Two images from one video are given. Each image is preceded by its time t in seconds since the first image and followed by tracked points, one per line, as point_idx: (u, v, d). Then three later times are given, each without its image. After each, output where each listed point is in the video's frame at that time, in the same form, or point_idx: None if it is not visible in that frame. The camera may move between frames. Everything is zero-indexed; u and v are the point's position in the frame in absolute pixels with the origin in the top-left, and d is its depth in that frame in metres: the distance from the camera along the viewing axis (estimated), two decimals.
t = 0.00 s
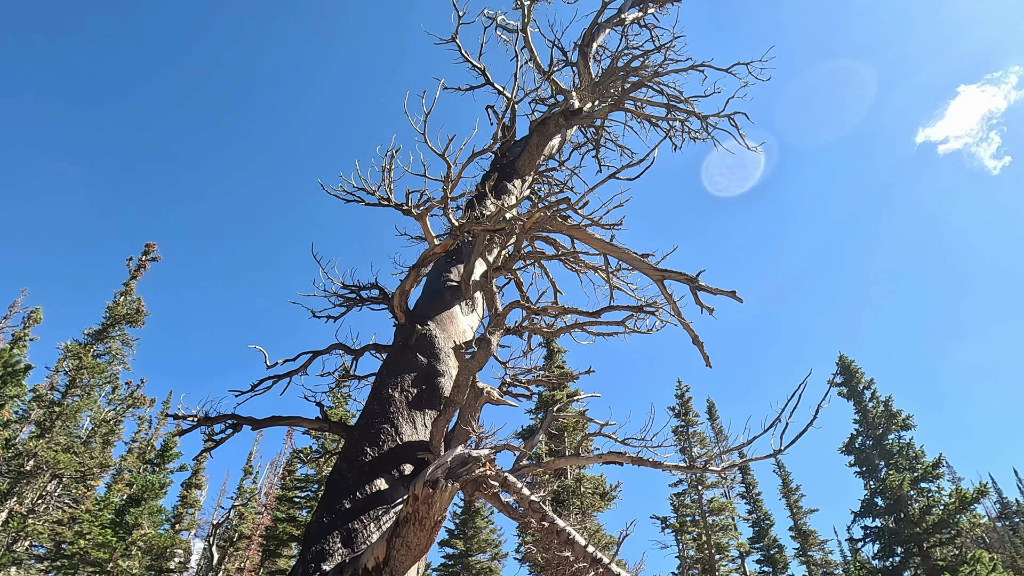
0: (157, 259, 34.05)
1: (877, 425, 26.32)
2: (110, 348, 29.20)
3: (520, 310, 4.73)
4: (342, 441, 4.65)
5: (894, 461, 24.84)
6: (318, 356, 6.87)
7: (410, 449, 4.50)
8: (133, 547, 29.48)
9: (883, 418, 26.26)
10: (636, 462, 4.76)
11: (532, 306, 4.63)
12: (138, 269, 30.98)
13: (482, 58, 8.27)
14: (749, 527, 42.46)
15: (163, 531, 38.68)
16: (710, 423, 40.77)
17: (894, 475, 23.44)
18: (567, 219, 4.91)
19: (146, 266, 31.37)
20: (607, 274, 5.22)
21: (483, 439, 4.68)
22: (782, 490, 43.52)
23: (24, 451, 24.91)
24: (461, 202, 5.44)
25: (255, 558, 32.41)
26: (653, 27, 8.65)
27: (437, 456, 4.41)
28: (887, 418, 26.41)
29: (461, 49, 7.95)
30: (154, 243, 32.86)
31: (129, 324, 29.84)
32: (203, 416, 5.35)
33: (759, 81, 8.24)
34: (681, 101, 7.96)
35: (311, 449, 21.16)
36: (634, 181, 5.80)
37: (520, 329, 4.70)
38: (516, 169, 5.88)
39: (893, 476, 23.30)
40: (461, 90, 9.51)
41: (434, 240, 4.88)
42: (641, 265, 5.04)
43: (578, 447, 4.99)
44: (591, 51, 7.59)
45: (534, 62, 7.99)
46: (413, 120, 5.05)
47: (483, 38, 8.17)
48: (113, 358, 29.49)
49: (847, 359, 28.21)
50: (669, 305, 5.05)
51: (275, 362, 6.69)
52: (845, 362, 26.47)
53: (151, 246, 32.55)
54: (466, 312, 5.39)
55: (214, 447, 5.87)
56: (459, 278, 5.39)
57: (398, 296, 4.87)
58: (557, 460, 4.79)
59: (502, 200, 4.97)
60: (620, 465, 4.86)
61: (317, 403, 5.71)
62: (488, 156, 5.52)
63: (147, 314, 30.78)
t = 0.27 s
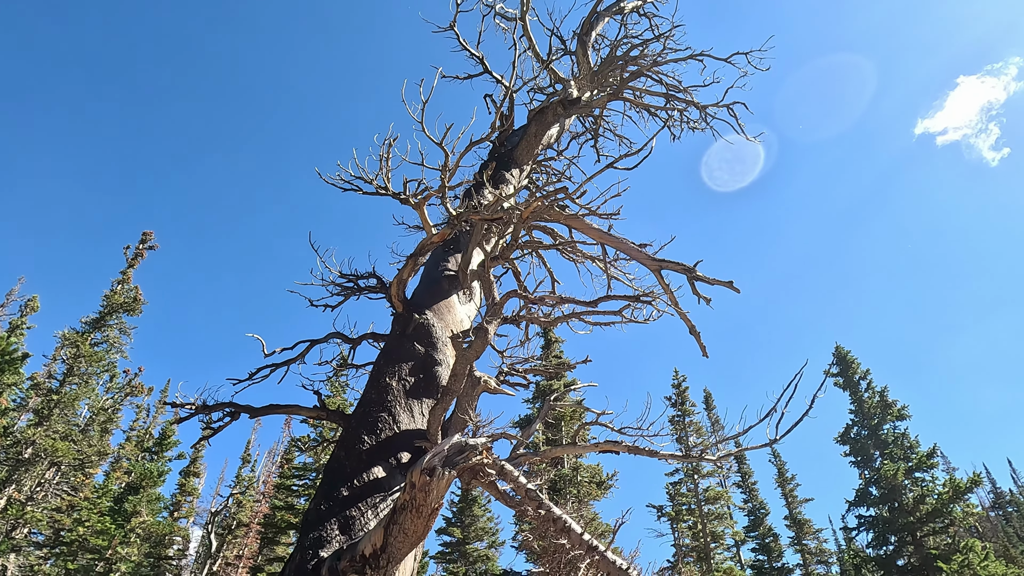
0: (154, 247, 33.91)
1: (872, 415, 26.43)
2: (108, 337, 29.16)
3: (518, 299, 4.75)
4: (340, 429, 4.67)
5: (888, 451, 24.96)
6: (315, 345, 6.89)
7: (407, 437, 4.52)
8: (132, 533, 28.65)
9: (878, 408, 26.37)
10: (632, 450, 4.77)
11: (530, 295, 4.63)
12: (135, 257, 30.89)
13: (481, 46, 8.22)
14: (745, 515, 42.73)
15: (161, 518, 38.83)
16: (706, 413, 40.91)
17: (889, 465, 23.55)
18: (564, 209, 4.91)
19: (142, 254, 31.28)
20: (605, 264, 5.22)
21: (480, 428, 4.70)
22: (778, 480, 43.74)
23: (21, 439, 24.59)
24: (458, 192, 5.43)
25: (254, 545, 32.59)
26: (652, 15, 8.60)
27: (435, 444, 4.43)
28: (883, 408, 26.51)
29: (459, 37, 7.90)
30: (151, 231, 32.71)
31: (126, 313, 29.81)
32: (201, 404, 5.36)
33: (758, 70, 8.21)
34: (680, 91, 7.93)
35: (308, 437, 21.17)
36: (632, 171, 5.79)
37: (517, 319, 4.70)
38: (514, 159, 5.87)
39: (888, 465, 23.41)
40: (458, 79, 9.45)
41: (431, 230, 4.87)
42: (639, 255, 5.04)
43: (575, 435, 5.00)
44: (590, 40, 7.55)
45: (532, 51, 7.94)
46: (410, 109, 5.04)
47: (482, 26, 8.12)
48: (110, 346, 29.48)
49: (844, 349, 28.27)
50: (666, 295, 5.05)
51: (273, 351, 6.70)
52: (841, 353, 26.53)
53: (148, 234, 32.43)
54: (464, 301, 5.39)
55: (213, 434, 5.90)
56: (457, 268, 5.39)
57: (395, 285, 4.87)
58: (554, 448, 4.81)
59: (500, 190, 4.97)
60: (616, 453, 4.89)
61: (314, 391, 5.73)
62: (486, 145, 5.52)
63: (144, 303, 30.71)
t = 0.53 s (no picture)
0: (151, 234, 33.80)
1: (868, 405, 26.55)
2: (105, 324, 29.16)
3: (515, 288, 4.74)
4: (337, 417, 4.68)
5: (883, 440, 25.11)
6: (312, 333, 6.89)
7: (404, 424, 4.53)
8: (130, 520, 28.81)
9: (874, 397, 26.47)
10: (629, 438, 4.80)
11: (527, 283, 4.63)
12: (132, 245, 30.82)
13: (478, 32, 8.17)
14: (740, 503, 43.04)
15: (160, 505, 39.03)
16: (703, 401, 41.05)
17: (884, 453, 23.65)
18: (561, 197, 4.90)
19: (139, 242, 31.19)
20: (603, 253, 5.22)
21: (477, 415, 4.71)
22: (773, 468, 43.99)
23: (19, 425, 24.82)
24: (456, 179, 5.42)
25: (253, 531, 32.84)
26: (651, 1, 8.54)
27: (431, 431, 4.45)
28: (878, 398, 26.61)
29: (456, 23, 7.84)
30: (148, 219, 32.60)
31: (123, 300, 29.79)
32: (199, 390, 5.36)
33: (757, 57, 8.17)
34: (678, 79, 7.90)
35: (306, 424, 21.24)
36: (631, 159, 5.77)
37: (514, 307, 4.69)
38: (511, 147, 5.86)
39: (882, 454, 23.54)
40: (456, 65, 9.40)
41: (428, 217, 4.87)
42: (637, 244, 5.04)
43: (573, 423, 5.02)
44: (589, 27, 7.49)
45: (530, 37, 7.89)
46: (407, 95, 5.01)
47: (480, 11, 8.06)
48: (108, 334, 29.48)
49: (840, 339, 28.31)
50: (663, 284, 5.06)
51: (270, 338, 6.71)
52: (837, 342, 26.58)
53: (145, 221, 32.31)
54: (461, 290, 5.39)
55: (210, 421, 5.91)
56: (454, 256, 5.39)
57: (392, 272, 4.87)
58: (551, 436, 4.83)
59: (497, 178, 4.95)
60: (613, 441, 4.91)
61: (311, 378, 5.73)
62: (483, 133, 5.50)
63: (142, 290, 30.68)
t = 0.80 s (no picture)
0: (147, 221, 33.69)
1: (863, 393, 26.66)
2: (102, 310, 29.13)
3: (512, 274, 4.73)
4: (334, 402, 4.69)
5: (877, 428, 25.26)
6: (309, 320, 6.89)
7: (401, 410, 4.55)
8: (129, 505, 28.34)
9: (869, 385, 26.58)
10: (625, 425, 4.82)
11: (524, 270, 4.63)
12: (128, 231, 30.72)
13: (477, 17, 8.11)
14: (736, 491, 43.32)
15: (158, 491, 39.17)
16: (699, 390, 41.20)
17: (878, 441, 23.75)
18: (559, 183, 4.89)
19: (135, 228, 31.06)
20: (600, 241, 5.22)
21: (474, 402, 4.72)
22: (768, 456, 44.24)
23: (16, 411, 24.83)
24: (453, 166, 5.40)
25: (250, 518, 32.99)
26: None
27: (428, 417, 4.47)
28: (873, 386, 26.71)
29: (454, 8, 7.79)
30: (144, 205, 32.47)
31: (120, 287, 29.74)
32: (196, 376, 5.36)
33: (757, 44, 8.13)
34: (677, 66, 7.87)
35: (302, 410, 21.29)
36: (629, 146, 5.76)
37: (511, 293, 4.69)
38: (509, 133, 5.84)
39: (877, 442, 23.66)
40: (454, 51, 9.34)
41: (425, 204, 4.86)
42: (634, 232, 5.04)
43: (569, 409, 5.04)
44: (588, 13, 7.45)
45: (528, 23, 7.84)
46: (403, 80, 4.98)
47: None
48: (104, 320, 29.45)
49: (837, 327, 28.36)
50: (660, 272, 5.07)
51: (267, 325, 6.71)
52: (833, 331, 26.63)
53: (141, 208, 32.17)
54: (458, 277, 5.38)
55: (207, 407, 5.92)
56: (451, 243, 5.38)
57: (389, 259, 4.86)
58: (547, 423, 4.85)
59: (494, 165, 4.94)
60: (609, 428, 4.92)
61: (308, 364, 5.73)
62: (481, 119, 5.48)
63: (138, 277, 30.61)
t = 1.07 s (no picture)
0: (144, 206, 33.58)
1: (858, 379, 26.78)
2: (99, 296, 29.12)
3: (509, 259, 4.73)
4: (332, 387, 4.71)
5: (872, 415, 25.42)
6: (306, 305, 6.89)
7: (399, 395, 4.56)
8: (128, 490, 28.48)
9: (864, 372, 26.69)
10: (621, 411, 4.84)
11: (521, 255, 4.64)
12: (124, 216, 30.60)
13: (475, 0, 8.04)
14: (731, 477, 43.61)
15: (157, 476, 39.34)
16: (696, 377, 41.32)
17: (873, 428, 23.84)
18: (556, 168, 4.89)
19: (132, 213, 30.94)
20: (598, 227, 5.22)
21: (471, 387, 4.73)
22: (763, 442, 44.51)
23: (14, 396, 24.86)
24: (451, 152, 5.40)
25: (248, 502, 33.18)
26: None
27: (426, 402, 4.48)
28: (869, 372, 26.82)
29: None
30: (140, 190, 32.32)
31: (117, 272, 29.69)
32: (193, 360, 5.36)
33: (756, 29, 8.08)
34: (676, 51, 7.83)
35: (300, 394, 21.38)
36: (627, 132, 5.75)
37: (508, 279, 4.70)
38: (507, 119, 5.83)
39: (871, 428, 23.77)
40: (451, 35, 9.27)
41: (423, 190, 4.86)
42: (632, 219, 5.05)
43: (566, 395, 5.05)
44: None
45: (527, 7, 7.78)
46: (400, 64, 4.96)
47: None
48: (101, 306, 29.43)
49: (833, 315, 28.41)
50: (658, 258, 5.08)
51: (264, 310, 6.71)
52: (830, 318, 26.67)
53: (137, 193, 32.02)
54: (455, 263, 5.39)
55: (204, 391, 5.93)
56: (449, 229, 5.38)
57: (387, 245, 4.87)
58: (544, 408, 4.87)
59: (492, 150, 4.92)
60: (605, 413, 4.94)
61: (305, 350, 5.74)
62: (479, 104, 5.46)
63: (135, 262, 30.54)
